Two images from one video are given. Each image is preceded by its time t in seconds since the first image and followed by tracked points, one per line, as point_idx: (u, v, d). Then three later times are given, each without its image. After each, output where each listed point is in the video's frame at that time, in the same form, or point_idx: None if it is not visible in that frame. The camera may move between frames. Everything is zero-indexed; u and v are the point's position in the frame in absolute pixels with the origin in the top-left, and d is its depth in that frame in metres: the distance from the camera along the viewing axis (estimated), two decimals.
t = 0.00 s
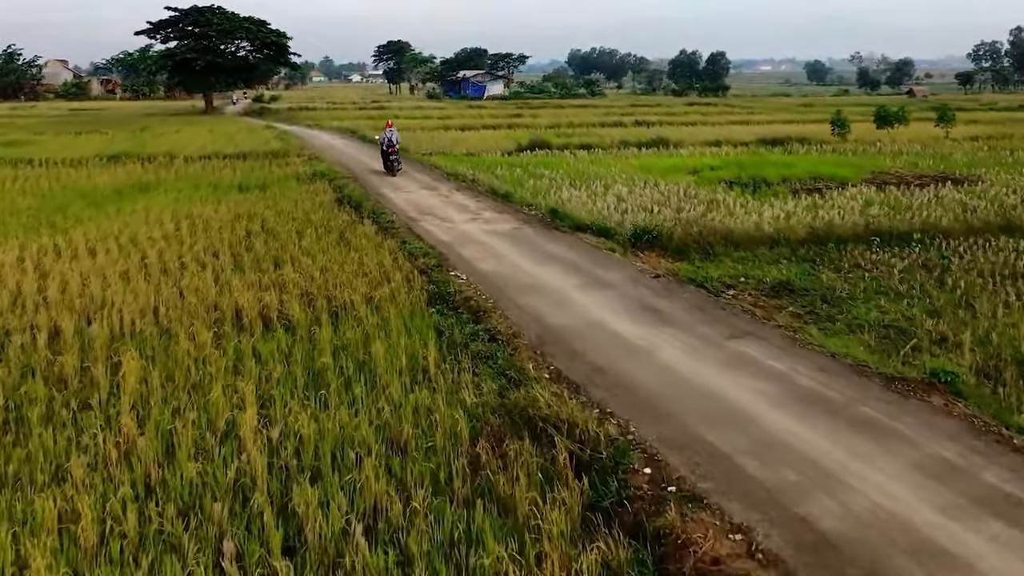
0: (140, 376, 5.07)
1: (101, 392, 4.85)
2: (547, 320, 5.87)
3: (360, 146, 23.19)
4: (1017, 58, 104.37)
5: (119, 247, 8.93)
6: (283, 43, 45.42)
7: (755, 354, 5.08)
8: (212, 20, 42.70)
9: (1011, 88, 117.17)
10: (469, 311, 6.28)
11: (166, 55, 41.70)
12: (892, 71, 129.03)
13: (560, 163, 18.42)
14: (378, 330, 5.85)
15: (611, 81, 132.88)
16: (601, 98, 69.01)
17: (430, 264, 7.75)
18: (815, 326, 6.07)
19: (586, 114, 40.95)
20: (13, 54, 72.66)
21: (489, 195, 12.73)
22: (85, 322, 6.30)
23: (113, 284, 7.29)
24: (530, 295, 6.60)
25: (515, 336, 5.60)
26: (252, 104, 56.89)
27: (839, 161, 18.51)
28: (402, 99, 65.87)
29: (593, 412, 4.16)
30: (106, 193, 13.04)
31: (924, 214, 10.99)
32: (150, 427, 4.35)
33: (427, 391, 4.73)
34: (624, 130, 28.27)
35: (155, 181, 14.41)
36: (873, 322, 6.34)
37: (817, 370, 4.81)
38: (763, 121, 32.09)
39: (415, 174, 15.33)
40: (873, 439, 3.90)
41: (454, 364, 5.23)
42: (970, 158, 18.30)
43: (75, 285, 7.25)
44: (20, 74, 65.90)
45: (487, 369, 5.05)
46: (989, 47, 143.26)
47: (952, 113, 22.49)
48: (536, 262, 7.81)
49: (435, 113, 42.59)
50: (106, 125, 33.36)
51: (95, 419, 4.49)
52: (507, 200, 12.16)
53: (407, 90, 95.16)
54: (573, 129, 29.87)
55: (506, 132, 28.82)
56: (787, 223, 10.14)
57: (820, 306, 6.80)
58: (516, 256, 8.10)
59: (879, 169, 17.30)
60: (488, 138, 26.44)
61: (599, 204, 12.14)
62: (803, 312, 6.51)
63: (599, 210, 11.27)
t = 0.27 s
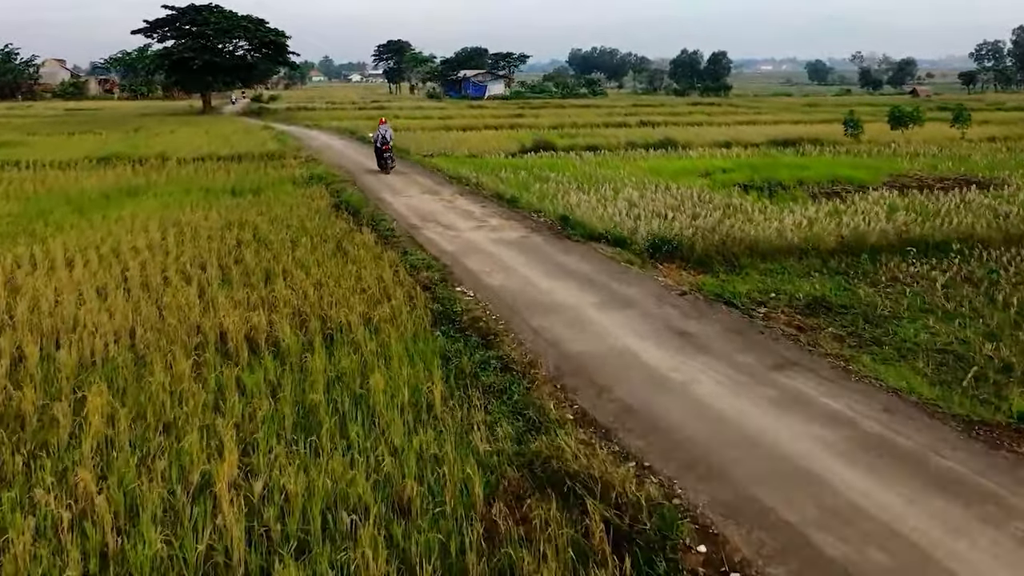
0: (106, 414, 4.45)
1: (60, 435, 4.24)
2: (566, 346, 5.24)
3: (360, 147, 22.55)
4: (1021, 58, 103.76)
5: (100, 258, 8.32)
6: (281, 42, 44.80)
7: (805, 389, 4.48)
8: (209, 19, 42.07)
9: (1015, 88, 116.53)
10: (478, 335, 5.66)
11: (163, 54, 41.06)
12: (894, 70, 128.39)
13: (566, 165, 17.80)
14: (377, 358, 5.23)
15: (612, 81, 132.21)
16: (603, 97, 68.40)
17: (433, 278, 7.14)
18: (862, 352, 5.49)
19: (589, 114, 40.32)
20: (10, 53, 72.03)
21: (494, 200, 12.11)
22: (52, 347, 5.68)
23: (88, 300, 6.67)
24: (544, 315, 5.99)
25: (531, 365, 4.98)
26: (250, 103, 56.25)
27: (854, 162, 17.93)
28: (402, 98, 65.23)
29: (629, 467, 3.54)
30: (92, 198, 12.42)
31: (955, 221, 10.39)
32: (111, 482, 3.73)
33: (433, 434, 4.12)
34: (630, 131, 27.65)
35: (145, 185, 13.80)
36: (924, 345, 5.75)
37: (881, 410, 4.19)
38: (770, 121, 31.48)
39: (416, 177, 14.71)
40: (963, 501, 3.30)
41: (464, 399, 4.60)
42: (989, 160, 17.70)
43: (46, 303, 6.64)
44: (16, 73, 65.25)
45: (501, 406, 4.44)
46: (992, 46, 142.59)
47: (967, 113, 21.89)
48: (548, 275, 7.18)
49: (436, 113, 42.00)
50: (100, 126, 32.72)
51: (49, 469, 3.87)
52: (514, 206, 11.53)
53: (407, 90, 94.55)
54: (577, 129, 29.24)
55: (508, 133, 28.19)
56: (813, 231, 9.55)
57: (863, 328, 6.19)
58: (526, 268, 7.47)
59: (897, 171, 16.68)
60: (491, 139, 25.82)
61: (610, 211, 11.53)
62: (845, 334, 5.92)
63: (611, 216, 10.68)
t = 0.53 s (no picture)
0: (61, 466, 3.83)
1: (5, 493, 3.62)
2: (589, 380, 4.62)
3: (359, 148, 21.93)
4: None
5: (77, 272, 7.71)
6: (280, 41, 44.16)
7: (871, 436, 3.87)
8: (207, 18, 41.43)
9: (1018, 87, 115.86)
10: (489, 365, 5.04)
11: (159, 53, 40.39)
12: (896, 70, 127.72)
13: (572, 168, 17.18)
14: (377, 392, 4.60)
15: (613, 80, 131.59)
16: (605, 97, 67.76)
17: (437, 295, 6.52)
18: (921, 384, 4.88)
19: (593, 114, 39.68)
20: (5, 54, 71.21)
21: (500, 205, 11.50)
22: (11, 377, 5.06)
23: (57, 321, 6.05)
24: (563, 340, 5.37)
25: (551, 403, 4.36)
26: (249, 103, 55.61)
27: (871, 165, 17.31)
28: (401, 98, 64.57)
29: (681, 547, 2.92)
30: (77, 203, 11.80)
31: (990, 229, 9.78)
32: (58, 560, 3.11)
33: (442, 492, 3.50)
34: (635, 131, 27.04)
35: (134, 189, 13.18)
36: (987, 375, 5.14)
37: (964, 465, 3.59)
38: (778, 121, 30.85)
39: (417, 180, 14.09)
40: None
41: (475, 446, 3.99)
42: (1012, 162, 17.08)
43: (11, 324, 6.02)
44: (12, 73, 64.59)
45: (519, 456, 3.82)
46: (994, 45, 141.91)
47: (984, 113, 21.26)
48: (562, 293, 6.56)
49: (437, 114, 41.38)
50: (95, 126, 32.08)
51: None
52: (521, 212, 10.91)
53: (407, 90, 93.91)
54: (581, 130, 28.62)
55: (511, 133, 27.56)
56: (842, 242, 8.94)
57: (916, 354, 5.57)
58: (538, 284, 6.85)
59: (917, 174, 16.05)
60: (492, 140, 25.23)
61: (622, 218, 10.90)
62: (897, 362, 5.32)
63: (624, 225, 10.08)
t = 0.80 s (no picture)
0: None
1: None
2: (620, 428, 3.98)
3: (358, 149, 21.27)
4: None
5: (47, 289, 7.07)
6: (278, 41, 43.48)
7: (966, 506, 3.22)
8: (204, 16, 40.75)
9: (1022, 87, 115.18)
10: (502, 405, 4.39)
11: (155, 53, 39.69)
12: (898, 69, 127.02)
13: (579, 171, 16.51)
14: (373, 440, 3.95)
15: (614, 80, 130.90)
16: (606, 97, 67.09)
17: (442, 318, 5.87)
18: (1000, 428, 4.23)
19: (597, 116, 38.92)
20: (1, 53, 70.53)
21: (506, 212, 10.84)
22: None
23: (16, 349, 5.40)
24: (585, 374, 4.72)
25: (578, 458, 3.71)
26: (247, 104, 54.93)
27: (889, 167, 16.66)
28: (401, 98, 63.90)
29: None
30: (58, 210, 11.15)
31: None
32: None
33: None
34: (641, 132, 26.38)
35: (120, 194, 12.54)
36: None
37: None
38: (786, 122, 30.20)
39: (419, 184, 13.44)
40: None
41: (490, 513, 3.34)
42: None
43: None
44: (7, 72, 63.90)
45: (544, 530, 3.18)
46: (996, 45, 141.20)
47: (1003, 113, 20.60)
48: (581, 316, 5.92)
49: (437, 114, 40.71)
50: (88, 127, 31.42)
51: None
52: (529, 219, 10.26)
53: (407, 90, 93.23)
54: (585, 131, 27.94)
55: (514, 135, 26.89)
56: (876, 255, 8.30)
57: (984, 389, 4.93)
58: (553, 305, 6.21)
59: (939, 177, 15.38)
60: (494, 141, 24.55)
61: (637, 227, 10.25)
62: (966, 401, 4.67)
63: (640, 235, 9.44)
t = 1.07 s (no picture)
0: None
1: None
2: (664, 497, 3.30)
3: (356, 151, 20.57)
4: None
5: (9, 309, 6.40)
6: (276, 40, 42.78)
7: None
8: (201, 15, 40.06)
9: None
10: (519, 461, 3.73)
11: (150, 52, 38.94)
12: (901, 69, 126.38)
13: (586, 175, 15.83)
14: (365, 513, 3.25)
15: (615, 80, 130.16)
16: (608, 97, 66.46)
17: (447, 346, 5.21)
18: None
19: (600, 116, 38.27)
20: None
21: (512, 220, 10.15)
22: None
23: None
24: (615, 419, 4.05)
25: (616, 538, 3.06)
26: (244, 103, 54.24)
27: (909, 171, 16.01)
28: (401, 98, 63.25)
29: None
30: (36, 217, 10.48)
31: None
32: None
33: None
34: (646, 134, 25.70)
35: (104, 201, 11.87)
36: None
37: None
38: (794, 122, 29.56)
39: (419, 189, 12.75)
40: None
41: None
42: None
43: None
44: (4, 72, 63.22)
45: None
46: (999, 44, 140.49)
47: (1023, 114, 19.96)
48: (604, 346, 5.24)
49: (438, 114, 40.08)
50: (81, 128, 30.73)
51: None
52: (537, 229, 9.57)
53: (406, 90, 92.56)
54: (590, 132, 27.26)
55: (517, 136, 26.21)
56: (916, 271, 7.66)
57: None
58: (572, 332, 5.53)
59: (963, 181, 14.71)
60: (497, 143, 23.85)
61: (653, 239, 9.57)
62: None
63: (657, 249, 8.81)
